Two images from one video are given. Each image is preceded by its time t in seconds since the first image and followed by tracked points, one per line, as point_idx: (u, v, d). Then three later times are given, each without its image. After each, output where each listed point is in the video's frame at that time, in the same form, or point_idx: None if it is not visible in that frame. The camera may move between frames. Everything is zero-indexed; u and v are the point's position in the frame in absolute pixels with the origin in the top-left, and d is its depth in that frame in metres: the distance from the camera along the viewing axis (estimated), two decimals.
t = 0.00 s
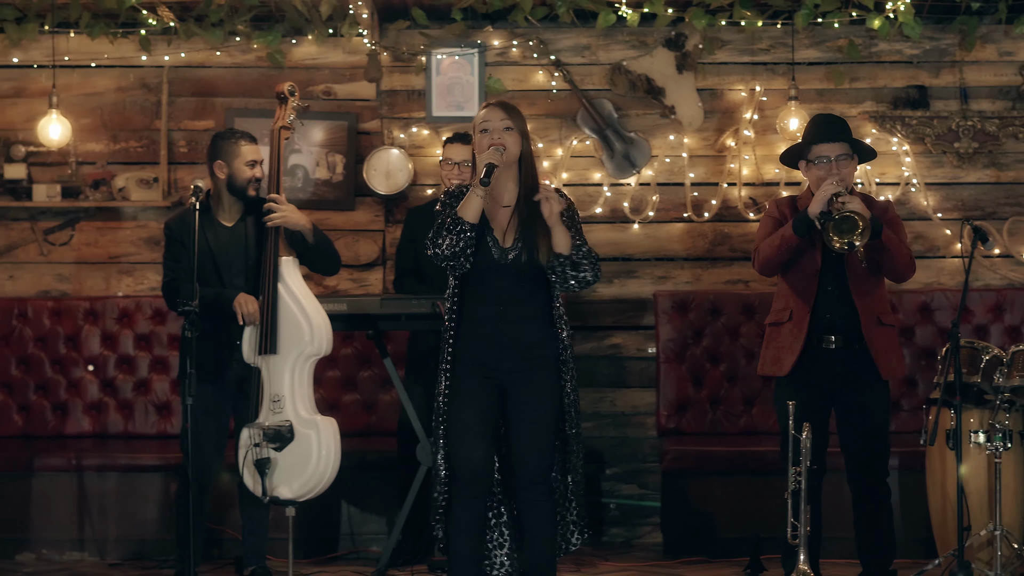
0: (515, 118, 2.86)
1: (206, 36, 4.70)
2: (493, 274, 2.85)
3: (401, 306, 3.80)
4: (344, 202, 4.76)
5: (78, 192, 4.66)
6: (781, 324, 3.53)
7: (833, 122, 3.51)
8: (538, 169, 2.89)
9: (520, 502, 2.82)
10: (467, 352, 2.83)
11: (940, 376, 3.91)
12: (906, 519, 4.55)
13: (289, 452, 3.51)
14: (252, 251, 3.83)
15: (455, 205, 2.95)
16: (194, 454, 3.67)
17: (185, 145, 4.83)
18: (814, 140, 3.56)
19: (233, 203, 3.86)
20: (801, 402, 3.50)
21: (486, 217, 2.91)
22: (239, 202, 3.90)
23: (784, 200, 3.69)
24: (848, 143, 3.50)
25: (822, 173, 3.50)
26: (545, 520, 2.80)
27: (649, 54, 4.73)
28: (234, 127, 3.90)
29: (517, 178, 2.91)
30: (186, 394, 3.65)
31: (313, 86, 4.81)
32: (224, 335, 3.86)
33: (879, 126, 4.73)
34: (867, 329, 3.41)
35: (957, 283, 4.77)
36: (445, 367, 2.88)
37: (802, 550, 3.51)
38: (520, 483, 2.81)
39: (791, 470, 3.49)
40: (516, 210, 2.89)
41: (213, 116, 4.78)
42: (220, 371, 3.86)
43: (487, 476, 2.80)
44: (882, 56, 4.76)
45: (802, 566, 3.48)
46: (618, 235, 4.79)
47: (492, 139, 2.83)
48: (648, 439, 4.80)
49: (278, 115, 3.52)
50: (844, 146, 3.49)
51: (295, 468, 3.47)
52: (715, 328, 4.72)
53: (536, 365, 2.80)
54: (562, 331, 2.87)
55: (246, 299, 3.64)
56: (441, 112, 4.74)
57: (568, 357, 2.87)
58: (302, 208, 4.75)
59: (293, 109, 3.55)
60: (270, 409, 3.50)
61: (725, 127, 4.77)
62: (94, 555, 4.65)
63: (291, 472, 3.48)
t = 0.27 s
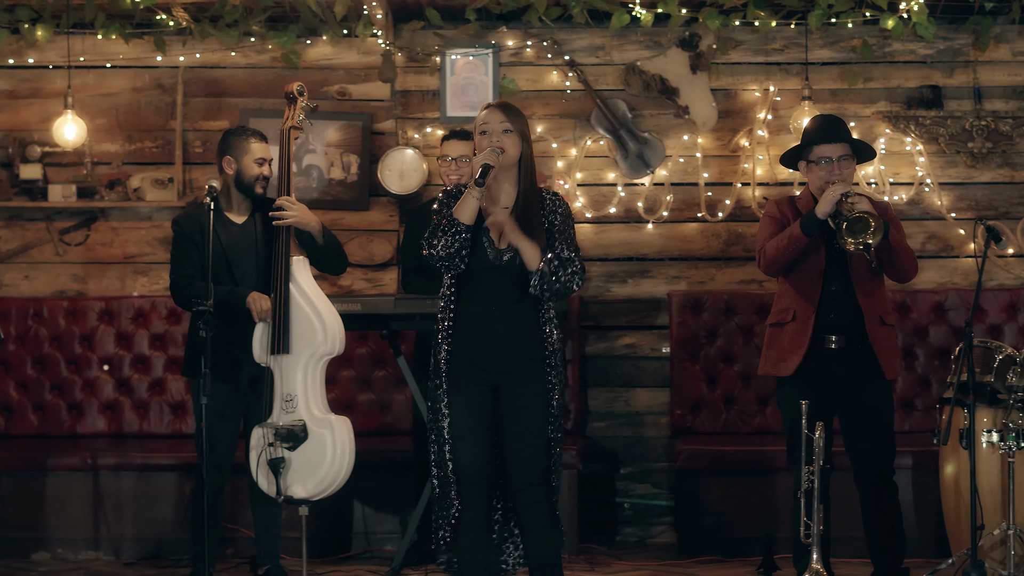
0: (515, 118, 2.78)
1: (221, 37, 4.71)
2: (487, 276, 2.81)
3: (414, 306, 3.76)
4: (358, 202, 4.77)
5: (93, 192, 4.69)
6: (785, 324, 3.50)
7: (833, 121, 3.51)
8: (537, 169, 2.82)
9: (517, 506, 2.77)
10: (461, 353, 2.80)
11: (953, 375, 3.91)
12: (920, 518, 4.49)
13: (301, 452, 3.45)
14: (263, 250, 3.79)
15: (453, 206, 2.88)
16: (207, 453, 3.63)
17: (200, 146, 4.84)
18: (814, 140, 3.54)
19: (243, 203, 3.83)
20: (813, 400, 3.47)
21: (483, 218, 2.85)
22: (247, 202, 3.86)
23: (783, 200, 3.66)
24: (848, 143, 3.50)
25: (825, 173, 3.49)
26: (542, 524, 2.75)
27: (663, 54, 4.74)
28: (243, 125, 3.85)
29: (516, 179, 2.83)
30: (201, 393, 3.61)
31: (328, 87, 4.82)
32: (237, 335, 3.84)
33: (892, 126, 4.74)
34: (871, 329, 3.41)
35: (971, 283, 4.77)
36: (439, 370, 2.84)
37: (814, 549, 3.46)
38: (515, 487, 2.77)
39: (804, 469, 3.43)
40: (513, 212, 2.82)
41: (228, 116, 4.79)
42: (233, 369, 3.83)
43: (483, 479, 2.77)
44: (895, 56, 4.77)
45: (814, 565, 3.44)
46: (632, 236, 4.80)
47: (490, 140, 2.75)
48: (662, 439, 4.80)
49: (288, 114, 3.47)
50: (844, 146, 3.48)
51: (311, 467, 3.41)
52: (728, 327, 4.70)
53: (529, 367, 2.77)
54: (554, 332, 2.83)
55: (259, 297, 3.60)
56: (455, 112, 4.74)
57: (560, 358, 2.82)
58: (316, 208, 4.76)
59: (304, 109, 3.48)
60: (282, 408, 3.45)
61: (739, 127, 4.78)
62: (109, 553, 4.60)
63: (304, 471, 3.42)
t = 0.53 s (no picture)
0: (516, 123, 2.82)
1: (235, 37, 4.72)
2: (485, 277, 2.78)
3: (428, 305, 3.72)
4: (372, 202, 4.78)
5: (108, 192, 4.70)
6: (789, 325, 3.45)
7: (829, 122, 3.47)
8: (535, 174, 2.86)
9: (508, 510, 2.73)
10: (459, 354, 2.76)
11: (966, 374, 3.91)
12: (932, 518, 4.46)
13: (314, 451, 3.44)
14: (266, 251, 3.75)
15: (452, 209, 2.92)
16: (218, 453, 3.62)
17: (214, 146, 4.86)
18: (814, 139, 3.50)
19: (241, 203, 3.75)
20: (826, 400, 3.41)
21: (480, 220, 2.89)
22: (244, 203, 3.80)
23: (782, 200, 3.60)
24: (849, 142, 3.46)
25: (828, 173, 3.45)
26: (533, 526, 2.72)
27: (676, 54, 4.74)
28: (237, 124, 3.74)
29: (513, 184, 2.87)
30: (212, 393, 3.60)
31: (342, 87, 4.83)
32: (243, 336, 3.78)
33: (905, 126, 4.75)
34: (877, 329, 3.38)
35: (984, 283, 4.77)
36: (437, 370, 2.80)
37: (828, 548, 3.44)
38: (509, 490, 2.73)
39: (817, 468, 3.41)
40: (511, 215, 2.86)
41: (241, 116, 4.80)
42: (242, 370, 3.79)
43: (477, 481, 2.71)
44: (909, 55, 4.78)
45: (826, 564, 3.44)
46: (645, 235, 4.81)
47: (490, 144, 2.79)
48: (675, 439, 4.81)
49: (290, 115, 3.40)
50: (846, 145, 3.44)
51: (324, 466, 3.41)
52: (742, 327, 4.71)
53: (526, 369, 2.74)
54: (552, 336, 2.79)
55: (262, 312, 3.54)
56: (469, 112, 4.75)
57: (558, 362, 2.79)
58: (330, 208, 4.77)
59: (305, 109, 3.41)
60: (293, 408, 3.45)
61: (752, 127, 4.79)
62: (123, 552, 4.60)
63: (317, 470, 3.42)
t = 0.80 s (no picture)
0: (526, 124, 2.80)
1: (249, 37, 4.73)
2: (496, 276, 2.73)
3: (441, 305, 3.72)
4: (386, 202, 4.79)
5: (122, 192, 4.71)
6: (802, 328, 3.39)
7: (832, 125, 3.44)
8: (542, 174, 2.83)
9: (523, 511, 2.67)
10: (471, 353, 2.72)
11: (979, 374, 3.91)
12: (944, 518, 4.46)
13: (327, 450, 3.44)
14: (275, 252, 3.73)
15: (458, 214, 2.84)
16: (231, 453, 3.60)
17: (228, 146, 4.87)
18: (818, 143, 3.44)
19: (251, 203, 3.72)
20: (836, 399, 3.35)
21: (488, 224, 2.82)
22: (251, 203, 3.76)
23: (785, 203, 3.53)
24: (853, 145, 3.43)
25: (835, 176, 3.42)
26: (548, 528, 2.66)
27: (689, 54, 4.75)
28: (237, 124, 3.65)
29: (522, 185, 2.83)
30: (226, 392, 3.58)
31: (355, 87, 4.84)
32: (256, 335, 3.77)
33: (918, 126, 4.75)
34: (890, 331, 3.33)
35: (996, 283, 4.77)
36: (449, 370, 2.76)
37: (838, 549, 3.36)
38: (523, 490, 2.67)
39: (828, 468, 3.33)
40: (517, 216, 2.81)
41: (255, 116, 4.81)
42: (255, 367, 3.77)
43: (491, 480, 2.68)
44: (921, 56, 4.79)
45: (838, 564, 3.34)
46: (658, 235, 4.82)
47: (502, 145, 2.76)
48: (687, 438, 4.82)
49: (298, 115, 3.36)
50: (851, 148, 3.41)
51: (337, 465, 3.40)
52: (755, 327, 4.71)
53: (540, 367, 2.69)
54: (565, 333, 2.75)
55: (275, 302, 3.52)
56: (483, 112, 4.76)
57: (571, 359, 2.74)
58: (344, 208, 4.78)
59: (314, 109, 3.38)
60: (305, 408, 3.45)
61: (765, 127, 4.80)
62: (137, 552, 4.61)
63: (332, 469, 3.41)
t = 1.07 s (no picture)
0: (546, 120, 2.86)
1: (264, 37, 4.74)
2: (520, 271, 2.76)
3: (455, 304, 3.72)
4: (401, 202, 4.80)
5: (137, 192, 4.71)
6: (822, 328, 3.35)
7: (842, 127, 3.47)
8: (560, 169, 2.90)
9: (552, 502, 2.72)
10: (497, 349, 2.74)
11: (995, 374, 3.91)
12: (958, 517, 4.46)
13: (340, 449, 3.45)
14: (290, 253, 3.70)
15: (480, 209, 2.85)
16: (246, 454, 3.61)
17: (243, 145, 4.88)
18: (828, 146, 3.45)
19: (267, 204, 3.71)
20: (851, 398, 3.36)
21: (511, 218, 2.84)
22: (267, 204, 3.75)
23: (797, 206, 3.49)
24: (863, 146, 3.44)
25: (847, 177, 3.42)
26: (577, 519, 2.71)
27: (703, 54, 4.75)
28: (254, 126, 3.67)
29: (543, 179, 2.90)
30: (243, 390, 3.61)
31: (370, 86, 4.85)
32: (274, 333, 3.78)
33: (932, 126, 4.76)
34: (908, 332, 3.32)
35: (1011, 282, 4.77)
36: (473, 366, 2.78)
37: (853, 547, 3.40)
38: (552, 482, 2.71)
39: (841, 467, 3.35)
40: (535, 210, 2.88)
41: (270, 116, 4.82)
42: (271, 366, 3.78)
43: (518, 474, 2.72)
44: (935, 55, 4.79)
45: (853, 563, 3.38)
46: (673, 235, 4.83)
47: (528, 140, 2.80)
48: (701, 438, 4.82)
49: (313, 114, 3.32)
50: (861, 148, 3.43)
51: (351, 463, 3.41)
52: (769, 327, 4.71)
53: (567, 360, 2.73)
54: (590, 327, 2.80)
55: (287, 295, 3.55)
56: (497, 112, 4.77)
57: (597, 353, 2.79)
58: (358, 207, 4.79)
59: (329, 108, 3.33)
60: (319, 407, 3.46)
61: (779, 126, 4.80)
62: (152, 551, 4.61)
63: (345, 468, 3.43)
